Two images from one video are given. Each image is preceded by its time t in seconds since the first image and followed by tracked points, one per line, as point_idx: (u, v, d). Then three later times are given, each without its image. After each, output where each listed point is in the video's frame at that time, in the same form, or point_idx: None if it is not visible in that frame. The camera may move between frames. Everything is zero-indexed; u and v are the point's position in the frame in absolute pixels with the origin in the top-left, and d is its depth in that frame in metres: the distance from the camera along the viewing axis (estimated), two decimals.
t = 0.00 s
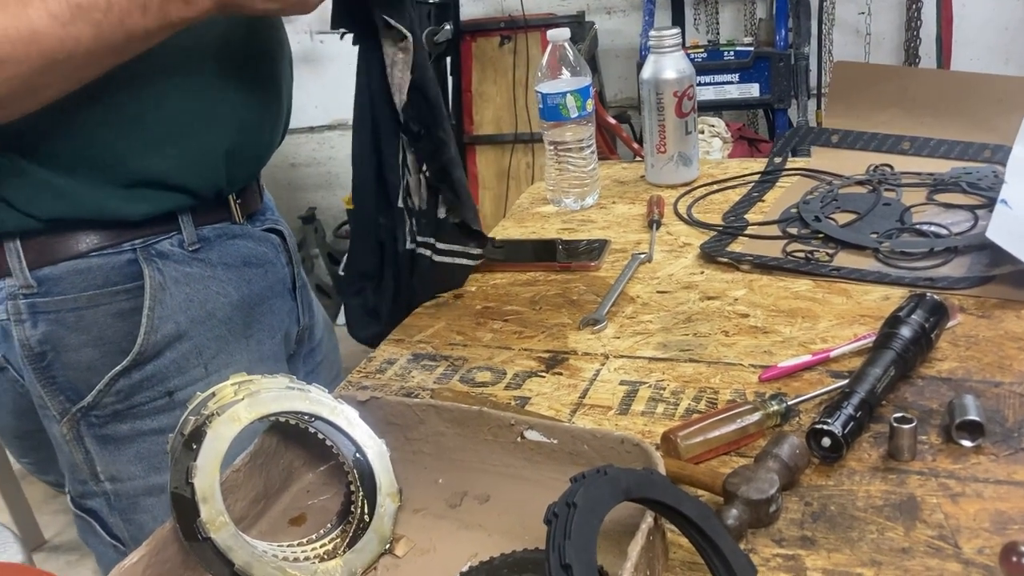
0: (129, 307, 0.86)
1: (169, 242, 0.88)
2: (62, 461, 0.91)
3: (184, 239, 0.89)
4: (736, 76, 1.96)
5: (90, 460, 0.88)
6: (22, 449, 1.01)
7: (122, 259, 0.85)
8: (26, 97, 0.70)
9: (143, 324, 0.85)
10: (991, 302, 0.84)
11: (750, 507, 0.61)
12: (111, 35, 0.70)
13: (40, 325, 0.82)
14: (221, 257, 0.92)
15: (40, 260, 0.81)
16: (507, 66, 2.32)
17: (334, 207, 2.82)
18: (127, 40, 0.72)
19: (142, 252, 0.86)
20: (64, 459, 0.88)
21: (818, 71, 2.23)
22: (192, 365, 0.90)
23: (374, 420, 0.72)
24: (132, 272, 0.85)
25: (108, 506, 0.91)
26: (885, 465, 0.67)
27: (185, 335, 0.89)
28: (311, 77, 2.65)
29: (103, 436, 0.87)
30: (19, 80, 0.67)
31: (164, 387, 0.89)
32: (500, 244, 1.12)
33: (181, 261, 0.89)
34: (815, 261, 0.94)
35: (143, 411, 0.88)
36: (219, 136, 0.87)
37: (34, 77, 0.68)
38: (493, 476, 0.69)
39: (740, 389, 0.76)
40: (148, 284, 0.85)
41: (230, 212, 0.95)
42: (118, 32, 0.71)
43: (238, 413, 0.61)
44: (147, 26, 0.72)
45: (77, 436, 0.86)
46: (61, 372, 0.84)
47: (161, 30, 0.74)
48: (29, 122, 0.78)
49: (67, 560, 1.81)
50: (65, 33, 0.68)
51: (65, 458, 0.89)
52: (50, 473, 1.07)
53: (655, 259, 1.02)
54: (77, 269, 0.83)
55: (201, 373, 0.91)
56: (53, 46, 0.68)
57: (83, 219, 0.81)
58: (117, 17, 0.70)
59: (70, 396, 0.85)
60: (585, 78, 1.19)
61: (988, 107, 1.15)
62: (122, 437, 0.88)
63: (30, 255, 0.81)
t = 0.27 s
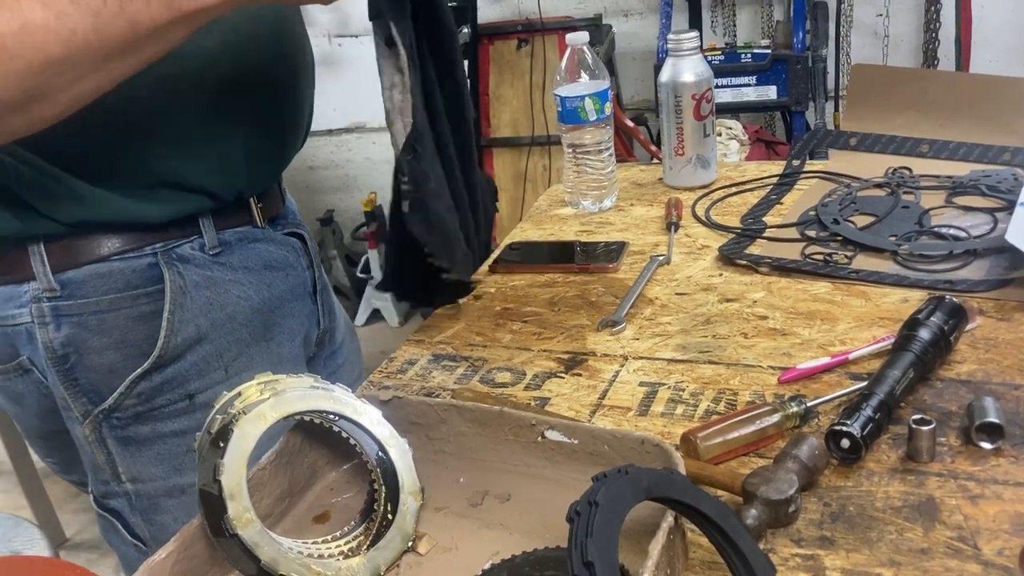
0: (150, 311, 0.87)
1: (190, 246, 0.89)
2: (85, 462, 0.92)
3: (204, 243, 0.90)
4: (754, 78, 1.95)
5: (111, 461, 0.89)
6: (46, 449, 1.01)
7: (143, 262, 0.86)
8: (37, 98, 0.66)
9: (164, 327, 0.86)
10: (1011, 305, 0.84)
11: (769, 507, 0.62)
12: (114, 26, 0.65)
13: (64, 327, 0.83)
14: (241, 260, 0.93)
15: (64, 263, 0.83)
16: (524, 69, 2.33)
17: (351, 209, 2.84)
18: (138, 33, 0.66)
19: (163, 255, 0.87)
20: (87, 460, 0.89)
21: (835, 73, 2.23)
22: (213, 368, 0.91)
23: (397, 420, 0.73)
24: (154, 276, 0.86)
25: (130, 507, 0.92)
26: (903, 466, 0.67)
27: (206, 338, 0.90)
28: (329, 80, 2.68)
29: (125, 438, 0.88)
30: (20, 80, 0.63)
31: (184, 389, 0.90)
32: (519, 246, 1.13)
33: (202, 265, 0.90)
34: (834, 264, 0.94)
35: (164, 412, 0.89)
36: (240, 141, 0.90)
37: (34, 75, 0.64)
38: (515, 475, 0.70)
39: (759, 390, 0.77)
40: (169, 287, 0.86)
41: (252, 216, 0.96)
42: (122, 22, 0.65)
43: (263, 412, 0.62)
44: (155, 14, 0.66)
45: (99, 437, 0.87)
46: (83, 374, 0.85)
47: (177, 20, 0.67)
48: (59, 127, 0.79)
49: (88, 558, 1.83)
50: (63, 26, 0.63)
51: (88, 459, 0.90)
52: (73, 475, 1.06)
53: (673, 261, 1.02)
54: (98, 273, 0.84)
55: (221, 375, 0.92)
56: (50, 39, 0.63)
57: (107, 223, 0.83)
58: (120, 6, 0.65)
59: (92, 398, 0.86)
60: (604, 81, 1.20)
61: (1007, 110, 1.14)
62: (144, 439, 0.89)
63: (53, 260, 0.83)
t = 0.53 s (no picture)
0: (172, 314, 0.88)
1: (211, 250, 0.91)
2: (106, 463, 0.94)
3: (225, 247, 0.92)
4: (771, 81, 1.95)
5: (133, 462, 0.90)
6: (67, 450, 1.02)
7: (165, 266, 0.88)
8: (75, 93, 0.65)
9: (185, 329, 0.88)
10: None
11: (782, 512, 0.62)
12: (149, 21, 0.63)
13: (86, 330, 0.85)
14: (261, 264, 0.95)
15: (87, 267, 0.85)
16: (541, 72, 2.34)
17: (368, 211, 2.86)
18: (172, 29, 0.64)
19: (185, 259, 0.89)
20: (109, 460, 0.91)
21: (853, 76, 2.22)
22: (233, 371, 0.93)
23: (413, 423, 0.74)
24: (175, 280, 0.88)
25: (150, 507, 0.93)
26: (916, 472, 0.67)
27: (226, 341, 0.91)
28: (347, 83, 2.70)
29: (146, 439, 0.90)
30: (53, 73, 0.62)
31: (205, 391, 0.91)
32: (535, 250, 1.14)
33: (223, 269, 0.91)
34: (848, 269, 0.95)
35: (185, 414, 0.91)
36: (258, 146, 0.91)
37: (62, 70, 0.62)
38: (529, 478, 0.71)
39: (772, 396, 0.77)
40: (190, 291, 0.88)
41: (270, 221, 0.98)
42: (156, 18, 0.63)
43: (282, 415, 0.63)
44: (189, 8, 0.64)
45: (121, 438, 0.89)
46: (106, 376, 0.86)
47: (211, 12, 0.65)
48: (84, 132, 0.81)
49: (108, 556, 1.86)
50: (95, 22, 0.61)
51: (109, 460, 0.91)
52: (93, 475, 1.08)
53: (688, 265, 1.03)
54: (122, 276, 0.86)
55: (241, 378, 0.93)
56: (85, 38, 0.61)
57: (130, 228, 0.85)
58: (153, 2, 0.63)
59: (114, 400, 0.88)
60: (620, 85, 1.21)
61: None
62: (165, 440, 0.91)
63: (77, 263, 0.84)
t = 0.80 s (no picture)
0: (202, 310, 0.90)
1: (239, 248, 0.92)
2: (136, 457, 0.96)
3: (253, 245, 0.93)
4: (791, 81, 1.95)
5: (162, 456, 0.92)
6: (94, 445, 1.04)
7: (194, 263, 0.89)
8: (84, 121, 0.69)
9: (214, 326, 0.89)
10: None
11: (801, 511, 0.63)
12: (164, 58, 0.70)
13: (117, 326, 0.87)
14: (287, 262, 0.96)
15: (117, 263, 0.86)
16: (560, 71, 2.35)
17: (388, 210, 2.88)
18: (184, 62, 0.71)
19: (214, 257, 0.90)
20: (139, 455, 0.93)
21: (875, 76, 2.20)
22: (260, 366, 0.94)
23: (434, 420, 0.75)
24: (205, 276, 0.90)
25: (179, 501, 0.96)
26: (937, 473, 0.67)
27: (254, 337, 0.92)
28: (367, 83, 2.72)
29: (174, 433, 0.92)
30: (69, 100, 0.67)
31: (233, 387, 0.92)
32: (554, 249, 1.14)
33: (250, 266, 0.92)
34: (869, 269, 0.94)
35: (213, 409, 0.92)
36: (286, 144, 0.92)
37: (78, 95, 0.67)
38: (549, 475, 0.72)
39: (792, 395, 0.77)
40: (219, 287, 0.89)
41: (297, 219, 0.99)
42: (171, 55, 0.70)
43: (306, 411, 0.64)
44: (201, 49, 0.71)
45: (150, 433, 0.91)
46: (135, 371, 0.89)
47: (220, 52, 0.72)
48: (115, 132, 0.83)
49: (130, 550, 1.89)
50: (117, 55, 0.68)
51: (139, 455, 0.94)
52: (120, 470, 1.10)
53: (708, 265, 1.03)
54: (152, 273, 0.87)
55: (268, 373, 0.94)
56: (103, 67, 0.67)
57: (159, 224, 0.86)
58: (170, 40, 0.69)
59: (143, 395, 0.90)
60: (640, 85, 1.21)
61: None
62: (193, 435, 0.92)
63: (108, 259, 0.86)
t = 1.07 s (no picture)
0: (215, 303, 0.90)
1: (253, 242, 0.93)
2: (149, 449, 0.96)
3: (268, 239, 0.94)
4: (806, 78, 1.94)
5: (174, 449, 0.93)
6: (110, 437, 1.04)
7: (208, 257, 0.89)
8: (97, 96, 0.70)
9: (227, 319, 0.90)
10: None
11: (817, 506, 0.62)
12: (169, 34, 0.68)
13: (131, 318, 0.87)
14: (301, 256, 0.96)
15: (133, 255, 0.87)
16: (573, 69, 2.35)
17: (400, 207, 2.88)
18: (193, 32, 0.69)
19: (228, 250, 0.90)
20: (152, 448, 0.94)
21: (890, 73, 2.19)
22: (273, 361, 0.94)
23: (449, 414, 0.75)
24: (219, 270, 0.90)
25: (190, 494, 0.96)
26: (955, 469, 0.67)
27: (268, 331, 0.93)
28: (380, 80, 2.72)
29: (187, 427, 0.92)
30: (82, 79, 0.67)
31: (245, 381, 0.93)
32: (568, 245, 1.14)
33: (264, 260, 0.93)
34: (885, 265, 0.94)
35: (225, 403, 0.92)
36: (304, 139, 0.91)
37: (88, 74, 0.67)
38: (563, 470, 0.72)
39: (808, 391, 0.77)
40: (234, 281, 0.90)
41: (313, 213, 0.99)
42: (177, 30, 0.68)
43: (321, 403, 0.64)
44: (206, 24, 0.69)
45: (162, 425, 0.91)
46: (149, 364, 0.89)
47: (225, 26, 0.70)
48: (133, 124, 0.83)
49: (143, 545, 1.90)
50: (124, 34, 0.67)
51: (152, 447, 0.94)
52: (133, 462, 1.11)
53: (723, 261, 1.03)
54: (166, 266, 0.87)
55: (282, 368, 0.95)
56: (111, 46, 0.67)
57: (175, 216, 0.87)
58: (176, 16, 0.68)
59: (157, 387, 0.90)
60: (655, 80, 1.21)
61: None
62: (205, 428, 0.92)
63: (124, 251, 0.87)
